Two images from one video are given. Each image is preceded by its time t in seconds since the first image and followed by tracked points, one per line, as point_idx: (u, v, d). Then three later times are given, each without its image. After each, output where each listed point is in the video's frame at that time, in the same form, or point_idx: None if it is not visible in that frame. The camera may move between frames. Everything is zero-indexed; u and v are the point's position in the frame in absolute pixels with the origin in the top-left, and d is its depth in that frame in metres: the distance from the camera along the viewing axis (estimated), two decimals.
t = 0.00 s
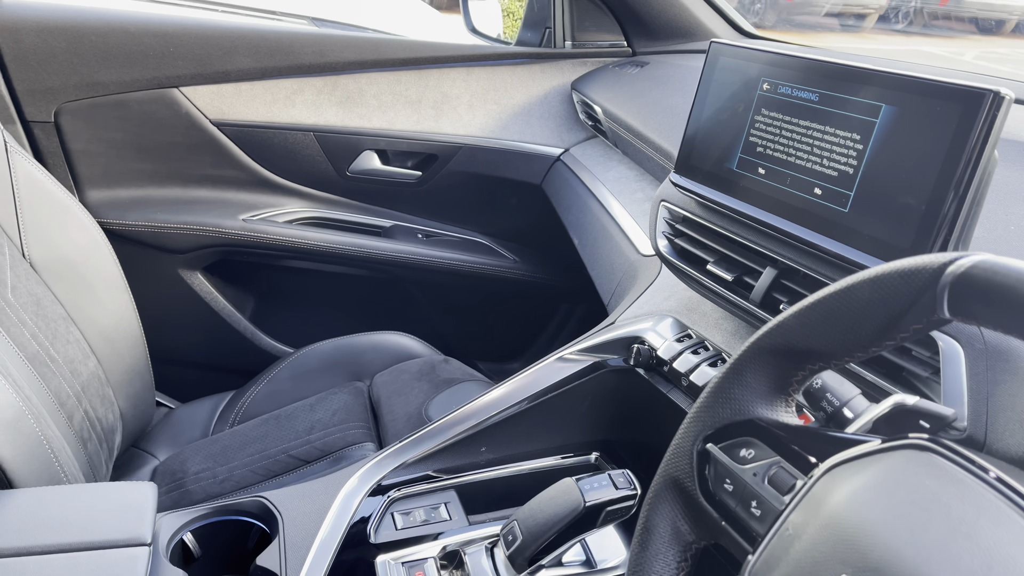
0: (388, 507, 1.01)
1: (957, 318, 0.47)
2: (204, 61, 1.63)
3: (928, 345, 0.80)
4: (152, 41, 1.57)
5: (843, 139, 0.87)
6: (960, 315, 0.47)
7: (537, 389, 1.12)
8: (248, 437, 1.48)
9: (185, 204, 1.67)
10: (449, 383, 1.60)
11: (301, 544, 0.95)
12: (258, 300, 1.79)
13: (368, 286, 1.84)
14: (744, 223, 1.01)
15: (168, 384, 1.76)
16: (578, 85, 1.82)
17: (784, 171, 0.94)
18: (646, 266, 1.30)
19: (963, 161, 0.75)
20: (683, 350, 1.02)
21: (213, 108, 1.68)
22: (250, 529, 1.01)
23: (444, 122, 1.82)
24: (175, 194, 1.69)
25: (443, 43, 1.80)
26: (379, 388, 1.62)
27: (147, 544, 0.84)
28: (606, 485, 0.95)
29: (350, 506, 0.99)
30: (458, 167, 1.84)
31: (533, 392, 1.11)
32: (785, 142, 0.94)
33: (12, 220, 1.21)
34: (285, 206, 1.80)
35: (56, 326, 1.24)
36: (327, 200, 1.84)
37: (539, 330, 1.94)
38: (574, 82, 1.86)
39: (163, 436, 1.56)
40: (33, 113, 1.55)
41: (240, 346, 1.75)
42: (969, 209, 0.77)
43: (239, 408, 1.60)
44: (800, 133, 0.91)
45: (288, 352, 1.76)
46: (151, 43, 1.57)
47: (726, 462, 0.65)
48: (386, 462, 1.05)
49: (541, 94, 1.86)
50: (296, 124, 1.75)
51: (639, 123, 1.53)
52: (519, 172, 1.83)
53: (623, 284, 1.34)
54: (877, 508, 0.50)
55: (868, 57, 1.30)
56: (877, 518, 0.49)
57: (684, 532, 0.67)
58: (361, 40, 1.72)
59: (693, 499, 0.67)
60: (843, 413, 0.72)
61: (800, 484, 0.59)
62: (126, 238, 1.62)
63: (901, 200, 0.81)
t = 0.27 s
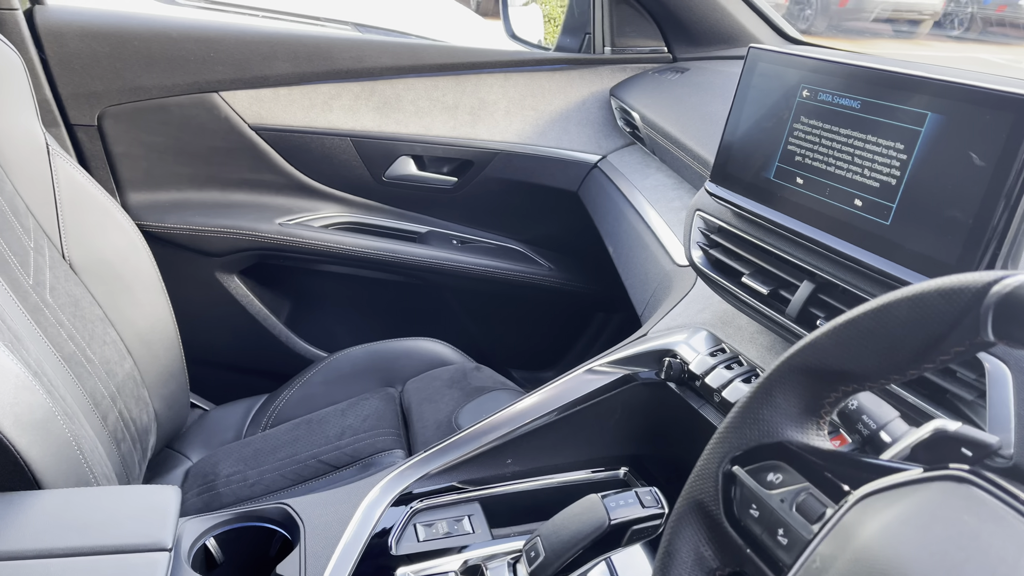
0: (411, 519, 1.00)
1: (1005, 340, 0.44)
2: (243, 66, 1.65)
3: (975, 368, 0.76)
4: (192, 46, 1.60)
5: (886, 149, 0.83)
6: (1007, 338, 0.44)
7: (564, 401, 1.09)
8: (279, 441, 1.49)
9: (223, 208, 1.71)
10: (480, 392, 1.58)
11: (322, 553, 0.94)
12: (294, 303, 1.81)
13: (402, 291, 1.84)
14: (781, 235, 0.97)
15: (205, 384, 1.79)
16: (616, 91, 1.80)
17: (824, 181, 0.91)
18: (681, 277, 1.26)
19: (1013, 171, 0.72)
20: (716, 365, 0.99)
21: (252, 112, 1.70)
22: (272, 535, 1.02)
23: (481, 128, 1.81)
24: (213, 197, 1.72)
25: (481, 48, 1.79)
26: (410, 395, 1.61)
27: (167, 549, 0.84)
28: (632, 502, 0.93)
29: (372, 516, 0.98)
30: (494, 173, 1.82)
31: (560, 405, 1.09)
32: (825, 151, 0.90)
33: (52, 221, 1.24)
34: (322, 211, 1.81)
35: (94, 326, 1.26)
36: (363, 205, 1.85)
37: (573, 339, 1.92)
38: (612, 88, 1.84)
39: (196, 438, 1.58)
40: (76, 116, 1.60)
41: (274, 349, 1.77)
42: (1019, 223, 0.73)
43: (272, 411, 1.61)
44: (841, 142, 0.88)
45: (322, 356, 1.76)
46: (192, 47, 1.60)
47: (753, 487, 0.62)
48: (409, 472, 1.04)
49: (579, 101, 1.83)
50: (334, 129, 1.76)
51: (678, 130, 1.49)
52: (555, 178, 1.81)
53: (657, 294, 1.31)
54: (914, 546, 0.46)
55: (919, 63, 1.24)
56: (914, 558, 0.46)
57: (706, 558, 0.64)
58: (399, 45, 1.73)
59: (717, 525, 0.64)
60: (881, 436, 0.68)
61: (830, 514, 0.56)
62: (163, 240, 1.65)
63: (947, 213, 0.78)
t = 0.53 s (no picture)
0: (444, 533, 0.99)
1: None
2: (298, 77, 1.69)
3: None
4: (249, 57, 1.66)
5: (946, 163, 0.79)
6: None
7: (604, 418, 1.07)
8: (324, 449, 1.50)
9: (276, 216, 1.75)
10: (524, 405, 1.56)
11: (354, 563, 0.95)
12: (344, 311, 1.84)
13: (450, 302, 1.84)
14: (834, 252, 0.93)
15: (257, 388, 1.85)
16: (670, 102, 1.76)
17: (880, 197, 0.87)
18: (731, 293, 1.23)
19: None
20: (763, 386, 0.95)
21: (306, 122, 1.74)
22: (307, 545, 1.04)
23: (532, 139, 1.80)
24: (267, 205, 1.77)
25: (533, 59, 1.79)
26: (455, 407, 1.61)
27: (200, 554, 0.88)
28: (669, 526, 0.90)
29: (406, 530, 0.98)
30: (545, 185, 1.81)
31: (599, 423, 1.07)
32: (881, 166, 0.87)
33: (109, 226, 1.30)
34: (373, 220, 1.83)
35: (146, 330, 1.30)
36: (414, 215, 1.86)
37: (623, 354, 1.89)
38: (667, 98, 1.80)
39: (244, 443, 1.62)
40: (138, 125, 1.68)
41: (324, 355, 1.81)
42: None
43: (319, 419, 1.63)
44: (898, 156, 0.85)
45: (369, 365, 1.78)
46: (249, 57, 1.66)
47: (790, 520, 0.57)
48: (444, 486, 1.04)
49: (633, 112, 1.81)
50: (385, 139, 1.78)
51: (733, 143, 1.46)
52: (606, 191, 1.78)
53: (705, 311, 1.27)
54: None
55: (992, 74, 1.17)
56: None
57: None
58: (452, 56, 1.74)
59: (753, 557, 0.60)
60: (933, 467, 0.64)
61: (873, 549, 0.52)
62: (219, 247, 1.71)
63: (1011, 234, 0.74)
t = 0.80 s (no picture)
0: (498, 550, 0.97)
1: None
2: (371, 90, 1.73)
3: None
4: (324, 71, 1.71)
5: None
6: None
7: (665, 440, 1.04)
8: (385, 459, 1.51)
9: (347, 227, 1.79)
10: (587, 423, 1.54)
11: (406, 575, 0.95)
12: (410, 323, 1.86)
13: (515, 316, 1.84)
14: (914, 273, 0.88)
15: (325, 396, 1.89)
16: (745, 116, 1.71)
17: (964, 214, 0.82)
18: (804, 314, 1.17)
19: None
20: (834, 412, 0.90)
21: (378, 135, 1.77)
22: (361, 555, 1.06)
23: (601, 153, 1.78)
24: (337, 216, 1.81)
25: (603, 73, 1.78)
26: (516, 422, 1.59)
27: (254, 560, 0.97)
28: (730, 554, 0.86)
29: (459, 545, 0.97)
30: (613, 200, 1.79)
31: (660, 444, 1.04)
32: (967, 181, 0.82)
33: (185, 234, 1.44)
34: (440, 233, 1.85)
35: (218, 336, 1.42)
36: (481, 228, 1.87)
37: (690, 374, 1.84)
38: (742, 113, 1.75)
39: (309, 449, 1.66)
40: (217, 136, 1.76)
41: (389, 366, 1.84)
42: None
43: (382, 429, 1.64)
44: (985, 171, 0.80)
45: (433, 377, 1.78)
46: (324, 71, 1.71)
47: (856, 555, 0.53)
48: (500, 502, 1.03)
49: (705, 126, 1.76)
50: (454, 153, 1.79)
51: (808, 159, 1.41)
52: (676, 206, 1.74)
53: (775, 332, 1.22)
54: None
55: None
56: None
57: None
58: (523, 70, 1.75)
59: None
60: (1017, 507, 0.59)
61: None
62: (289, 256, 1.78)
63: None
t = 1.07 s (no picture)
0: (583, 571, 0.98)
1: None
2: (469, 110, 1.77)
3: None
4: (424, 92, 1.76)
5: None
6: None
7: (757, 470, 0.99)
8: (471, 476, 1.52)
9: (441, 245, 1.83)
10: (676, 450, 1.50)
11: None
12: (500, 341, 1.88)
13: (605, 337, 1.82)
14: None
15: (414, 411, 1.92)
16: (850, 137, 1.64)
17: None
18: (912, 344, 1.11)
19: None
20: (943, 446, 0.84)
21: (474, 154, 1.81)
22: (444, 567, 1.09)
23: (697, 174, 1.75)
24: (432, 234, 1.85)
25: (702, 93, 1.75)
26: (604, 445, 1.56)
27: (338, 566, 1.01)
28: None
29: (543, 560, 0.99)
30: (709, 221, 1.75)
31: (752, 474, 0.99)
32: None
33: (288, 249, 1.58)
34: (532, 252, 1.85)
35: (315, 347, 1.54)
36: (573, 248, 1.86)
37: (787, 404, 1.77)
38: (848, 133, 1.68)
39: (398, 463, 1.69)
40: (321, 154, 1.83)
41: (478, 382, 1.86)
42: None
43: (469, 446, 1.66)
44: None
45: (521, 397, 1.78)
46: (424, 92, 1.76)
47: None
48: (584, 523, 1.03)
49: (808, 147, 1.70)
50: (548, 173, 1.80)
51: (919, 183, 1.34)
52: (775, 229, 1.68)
53: (880, 362, 1.16)
54: None
55: None
56: None
57: None
58: (619, 91, 1.75)
59: None
60: None
61: None
62: (386, 272, 1.83)
63: None
